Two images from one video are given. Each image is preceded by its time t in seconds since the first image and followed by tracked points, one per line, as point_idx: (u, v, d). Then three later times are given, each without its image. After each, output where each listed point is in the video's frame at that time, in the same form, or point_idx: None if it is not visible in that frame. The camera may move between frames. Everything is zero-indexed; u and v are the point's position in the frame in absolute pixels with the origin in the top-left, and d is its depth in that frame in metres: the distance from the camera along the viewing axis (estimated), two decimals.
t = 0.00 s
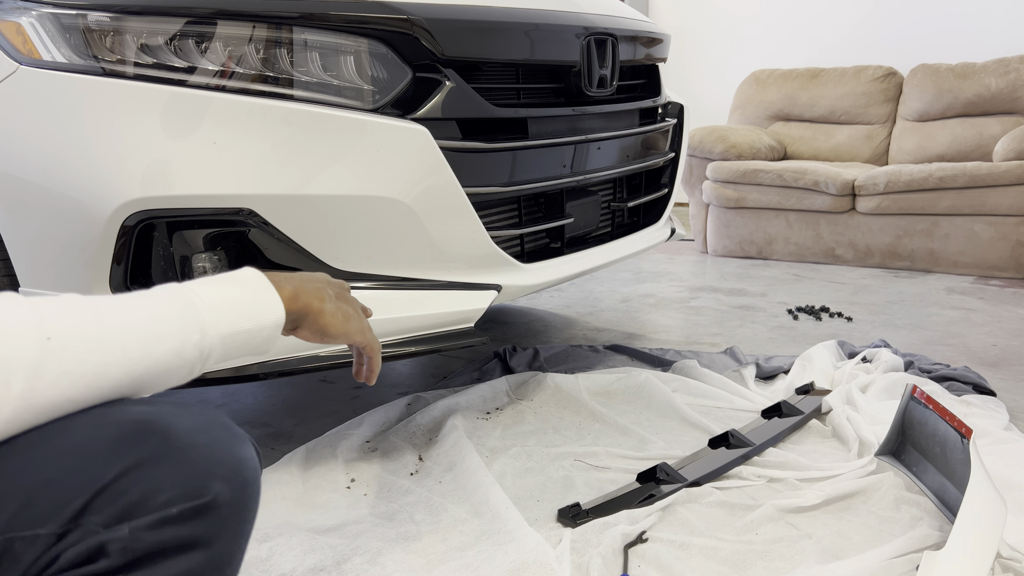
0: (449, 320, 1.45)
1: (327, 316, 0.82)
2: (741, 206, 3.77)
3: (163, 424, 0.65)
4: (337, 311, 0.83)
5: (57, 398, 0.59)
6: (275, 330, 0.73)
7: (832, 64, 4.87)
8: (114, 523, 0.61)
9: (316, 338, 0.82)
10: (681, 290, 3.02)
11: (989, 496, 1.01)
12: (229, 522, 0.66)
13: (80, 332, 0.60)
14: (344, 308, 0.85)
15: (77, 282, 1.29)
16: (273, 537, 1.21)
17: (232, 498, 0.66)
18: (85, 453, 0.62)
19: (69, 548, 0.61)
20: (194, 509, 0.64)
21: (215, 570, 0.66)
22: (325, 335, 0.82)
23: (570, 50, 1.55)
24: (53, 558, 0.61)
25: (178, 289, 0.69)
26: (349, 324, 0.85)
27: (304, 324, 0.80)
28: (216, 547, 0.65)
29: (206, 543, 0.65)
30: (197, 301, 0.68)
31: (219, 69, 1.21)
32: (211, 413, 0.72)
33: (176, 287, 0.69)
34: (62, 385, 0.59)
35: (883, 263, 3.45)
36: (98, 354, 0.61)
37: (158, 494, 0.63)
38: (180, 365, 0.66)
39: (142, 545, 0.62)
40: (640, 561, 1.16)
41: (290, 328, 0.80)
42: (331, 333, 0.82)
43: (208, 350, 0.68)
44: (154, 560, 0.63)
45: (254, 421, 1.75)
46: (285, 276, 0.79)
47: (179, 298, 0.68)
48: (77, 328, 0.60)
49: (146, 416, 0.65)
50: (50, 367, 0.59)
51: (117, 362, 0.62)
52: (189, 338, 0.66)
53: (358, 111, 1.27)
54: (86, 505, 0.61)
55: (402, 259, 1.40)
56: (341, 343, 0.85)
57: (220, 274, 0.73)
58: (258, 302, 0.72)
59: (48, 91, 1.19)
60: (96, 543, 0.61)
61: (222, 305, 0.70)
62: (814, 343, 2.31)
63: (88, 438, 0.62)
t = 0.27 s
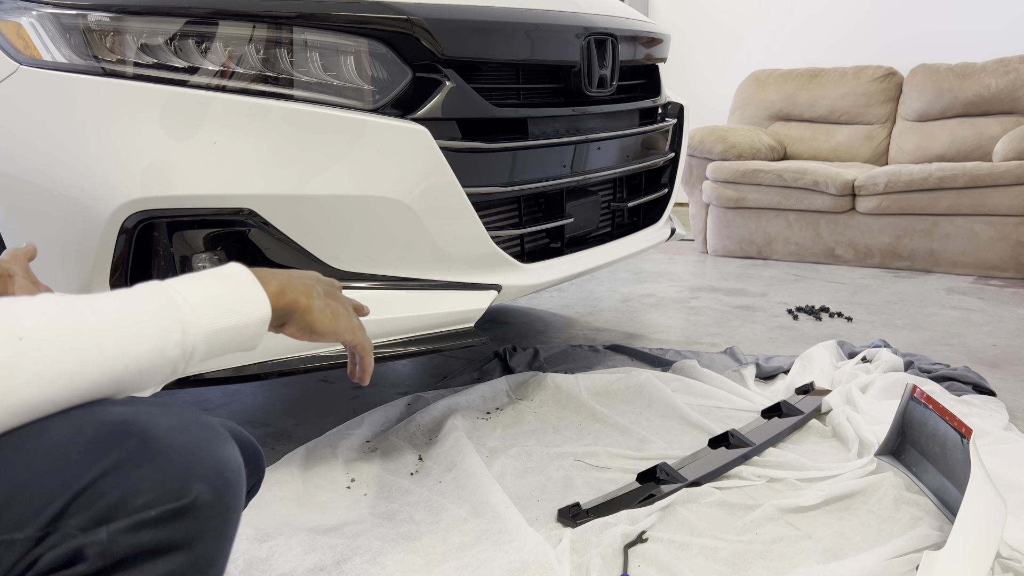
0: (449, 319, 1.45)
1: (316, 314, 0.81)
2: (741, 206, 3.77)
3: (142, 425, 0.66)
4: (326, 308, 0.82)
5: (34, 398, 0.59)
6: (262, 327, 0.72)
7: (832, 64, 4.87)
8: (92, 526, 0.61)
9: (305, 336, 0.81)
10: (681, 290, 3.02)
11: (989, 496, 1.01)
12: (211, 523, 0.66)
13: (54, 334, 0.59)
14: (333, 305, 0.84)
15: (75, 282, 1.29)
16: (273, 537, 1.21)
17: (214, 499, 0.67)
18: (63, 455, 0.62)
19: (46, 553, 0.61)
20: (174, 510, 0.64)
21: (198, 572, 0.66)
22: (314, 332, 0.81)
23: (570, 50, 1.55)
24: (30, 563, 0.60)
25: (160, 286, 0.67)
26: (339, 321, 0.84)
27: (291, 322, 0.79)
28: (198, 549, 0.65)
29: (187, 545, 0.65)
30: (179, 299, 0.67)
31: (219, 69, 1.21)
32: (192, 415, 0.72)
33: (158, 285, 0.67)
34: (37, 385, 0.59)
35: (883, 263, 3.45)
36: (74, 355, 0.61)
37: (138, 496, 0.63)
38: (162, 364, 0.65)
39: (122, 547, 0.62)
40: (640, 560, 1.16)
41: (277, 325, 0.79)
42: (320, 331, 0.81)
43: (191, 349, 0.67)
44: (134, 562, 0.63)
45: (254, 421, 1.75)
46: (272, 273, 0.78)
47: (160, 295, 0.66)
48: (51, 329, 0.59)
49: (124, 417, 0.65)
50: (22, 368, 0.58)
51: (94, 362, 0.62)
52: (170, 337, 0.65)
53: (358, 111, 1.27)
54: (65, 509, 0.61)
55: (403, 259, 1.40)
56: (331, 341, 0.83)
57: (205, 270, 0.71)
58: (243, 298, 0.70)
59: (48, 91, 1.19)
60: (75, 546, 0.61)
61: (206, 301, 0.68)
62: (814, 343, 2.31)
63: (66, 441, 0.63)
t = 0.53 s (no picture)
0: (449, 319, 1.45)
1: (311, 314, 0.80)
2: (741, 206, 3.77)
3: (133, 425, 0.65)
4: (322, 308, 0.81)
5: (25, 399, 0.60)
6: (256, 327, 0.72)
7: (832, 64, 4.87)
8: (80, 527, 0.61)
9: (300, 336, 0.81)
10: (681, 290, 3.02)
11: (989, 497, 1.01)
12: (202, 524, 0.65)
13: (43, 335, 0.59)
14: (330, 306, 0.83)
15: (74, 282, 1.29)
16: (273, 537, 1.21)
17: (205, 500, 0.65)
18: (52, 455, 0.62)
19: (35, 552, 0.61)
20: (163, 511, 0.63)
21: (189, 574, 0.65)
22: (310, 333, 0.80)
23: (570, 50, 1.55)
24: (19, 562, 0.61)
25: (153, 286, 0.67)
26: (337, 321, 0.82)
27: (286, 322, 0.79)
28: (188, 550, 0.64)
29: (176, 546, 0.64)
30: (171, 299, 0.67)
31: (219, 69, 1.21)
32: (185, 416, 0.72)
33: (152, 285, 0.67)
34: (26, 387, 0.59)
35: (883, 263, 3.45)
36: (65, 357, 0.61)
37: (126, 496, 0.62)
38: (154, 365, 0.65)
39: (109, 548, 0.61)
40: (640, 560, 1.16)
41: (272, 326, 0.79)
42: (316, 332, 0.81)
43: (184, 350, 0.67)
44: (122, 563, 0.62)
45: (254, 421, 1.75)
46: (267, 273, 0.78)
47: (152, 296, 0.66)
48: (40, 331, 0.59)
49: (115, 417, 0.64)
50: (12, 369, 0.58)
51: (84, 364, 0.62)
52: (161, 337, 0.65)
53: (358, 111, 1.27)
54: (53, 509, 0.61)
55: (403, 259, 1.40)
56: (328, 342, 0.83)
57: (199, 270, 0.71)
58: (236, 299, 0.70)
59: (48, 91, 1.19)
60: (63, 547, 0.61)
61: (199, 301, 0.68)
62: (814, 343, 2.31)
63: (55, 441, 0.62)
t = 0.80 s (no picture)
0: (449, 319, 1.45)
1: (309, 325, 0.81)
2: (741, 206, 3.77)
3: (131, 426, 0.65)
4: (319, 320, 0.82)
5: (23, 401, 0.59)
6: (254, 334, 0.72)
7: (832, 64, 4.87)
8: (76, 526, 0.60)
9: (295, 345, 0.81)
10: (681, 290, 3.02)
11: (989, 497, 1.01)
12: (197, 526, 0.65)
13: (43, 335, 0.59)
14: (326, 318, 0.85)
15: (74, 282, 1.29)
16: (272, 537, 1.21)
17: (201, 502, 0.65)
18: (49, 455, 0.61)
19: (29, 552, 0.59)
20: (161, 511, 0.63)
21: None
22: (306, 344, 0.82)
23: (570, 50, 1.55)
24: (11, 563, 0.59)
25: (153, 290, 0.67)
26: (331, 334, 0.84)
27: (285, 332, 0.80)
28: (183, 553, 0.64)
29: (172, 548, 0.64)
30: (171, 303, 0.67)
31: (219, 69, 1.21)
32: (181, 419, 0.72)
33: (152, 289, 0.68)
34: (25, 387, 0.59)
35: (883, 263, 3.45)
36: (64, 358, 0.60)
37: (123, 496, 0.62)
38: (154, 368, 0.65)
39: (105, 548, 0.60)
40: (640, 560, 1.16)
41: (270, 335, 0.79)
42: (311, 342, 0.82)
43: (184, 353, 0.67)
44: (117, 564, 0.61)
45: (254, 421, 1.75)
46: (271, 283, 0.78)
47: (153, 299, 0.66)
48: (41, 331, 0.59)
49: (112, 419, 0.64)
50: (10, 370, 0.58)
51: (84, 365, 0.61)
52: (162, 340, 0.65)
53: (358, 111, 1.27)
54: (49, 508, 0.60)
55: (403, 259, 1.40)
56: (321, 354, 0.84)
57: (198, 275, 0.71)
58: (235, 303, 0.71)
59: (48, 91, 1.19)
60: (57, 547, 0.59)
61: (199, 306, 0.68)
62: (814, 343, 2.31)
63: (53, 441, 0.62)
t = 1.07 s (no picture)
0: (449, 320, 1.46)
1: (308, 342, 0.81)
2: (741, 206, 3.77)
3: (128, 434, 0.65)
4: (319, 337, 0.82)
5: (26, 404, 0.57)
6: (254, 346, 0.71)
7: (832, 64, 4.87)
8: (74, 536, 0.60)
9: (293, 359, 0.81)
10: (681, 290, 3.02)
11: (990, 498, 1.01)
12: (197, 533, 0.64)
13: (47, 340, 0.58)
14: (324, 334, 0.84)
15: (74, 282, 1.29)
16: (272, 537, 1.21)
17: (201, 509, 0.64)
18: (46, 464, 0.61)
19: (28, 563, 0.59)
20: (161, 519, 0.62)
21: None
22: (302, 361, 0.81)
23: (570, 50, 1.55)
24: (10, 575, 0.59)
25: (153, 298, 0.67)
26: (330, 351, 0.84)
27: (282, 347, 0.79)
28: (182, 561, 0.63)
29: (171, 556, 0.62)
30: (174, 311, 0.66)
31: (219, 69, 1.21)
32: (181, 426, 0.71)
33: (152, 297, 0.67)
34: (27, 393, 0.57)
35: (883, 263, 3.45)
36: (72, 363, 0.59)
37: (122, 504, 0.61)
38: (154, 376, 0.64)
39: (104, 558, 0.60)
40: (640, 560, 1.16)
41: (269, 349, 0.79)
42: (308, 356, 0.81)
43: (184, 360, 0.66)
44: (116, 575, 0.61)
45: (254, 421, 1.75)
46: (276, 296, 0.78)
47: (154, 307, 0.66)
48: (46, 335, 0.58)
49: (110, 427, 0.64)
50: (15, 373, 0.56)
51: (86, 370, 0.60)
52: (163, 348, 0.64)
53: (357, 111, 1.28)
54: (47, 519, 0.60)
55: (403, 259, 1.40)
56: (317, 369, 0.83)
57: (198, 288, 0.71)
58: (237, 315, 0.70)
59: (48, 91, 1.19)
60: (57, 557, 0.59)
61: (200, 313, 0.68)
62: (814, 343, 2.31)
63: (51, 450, 0.62)
